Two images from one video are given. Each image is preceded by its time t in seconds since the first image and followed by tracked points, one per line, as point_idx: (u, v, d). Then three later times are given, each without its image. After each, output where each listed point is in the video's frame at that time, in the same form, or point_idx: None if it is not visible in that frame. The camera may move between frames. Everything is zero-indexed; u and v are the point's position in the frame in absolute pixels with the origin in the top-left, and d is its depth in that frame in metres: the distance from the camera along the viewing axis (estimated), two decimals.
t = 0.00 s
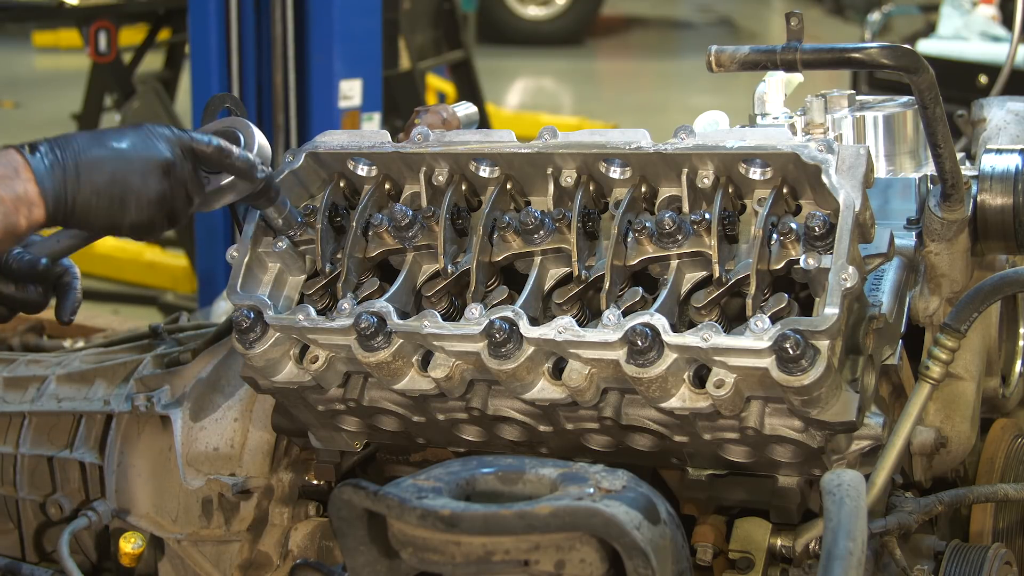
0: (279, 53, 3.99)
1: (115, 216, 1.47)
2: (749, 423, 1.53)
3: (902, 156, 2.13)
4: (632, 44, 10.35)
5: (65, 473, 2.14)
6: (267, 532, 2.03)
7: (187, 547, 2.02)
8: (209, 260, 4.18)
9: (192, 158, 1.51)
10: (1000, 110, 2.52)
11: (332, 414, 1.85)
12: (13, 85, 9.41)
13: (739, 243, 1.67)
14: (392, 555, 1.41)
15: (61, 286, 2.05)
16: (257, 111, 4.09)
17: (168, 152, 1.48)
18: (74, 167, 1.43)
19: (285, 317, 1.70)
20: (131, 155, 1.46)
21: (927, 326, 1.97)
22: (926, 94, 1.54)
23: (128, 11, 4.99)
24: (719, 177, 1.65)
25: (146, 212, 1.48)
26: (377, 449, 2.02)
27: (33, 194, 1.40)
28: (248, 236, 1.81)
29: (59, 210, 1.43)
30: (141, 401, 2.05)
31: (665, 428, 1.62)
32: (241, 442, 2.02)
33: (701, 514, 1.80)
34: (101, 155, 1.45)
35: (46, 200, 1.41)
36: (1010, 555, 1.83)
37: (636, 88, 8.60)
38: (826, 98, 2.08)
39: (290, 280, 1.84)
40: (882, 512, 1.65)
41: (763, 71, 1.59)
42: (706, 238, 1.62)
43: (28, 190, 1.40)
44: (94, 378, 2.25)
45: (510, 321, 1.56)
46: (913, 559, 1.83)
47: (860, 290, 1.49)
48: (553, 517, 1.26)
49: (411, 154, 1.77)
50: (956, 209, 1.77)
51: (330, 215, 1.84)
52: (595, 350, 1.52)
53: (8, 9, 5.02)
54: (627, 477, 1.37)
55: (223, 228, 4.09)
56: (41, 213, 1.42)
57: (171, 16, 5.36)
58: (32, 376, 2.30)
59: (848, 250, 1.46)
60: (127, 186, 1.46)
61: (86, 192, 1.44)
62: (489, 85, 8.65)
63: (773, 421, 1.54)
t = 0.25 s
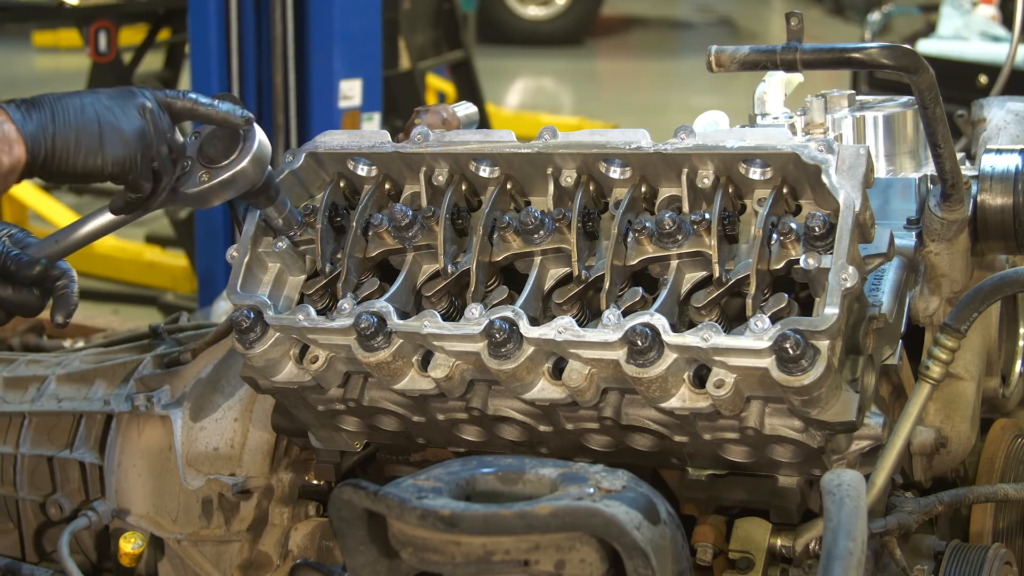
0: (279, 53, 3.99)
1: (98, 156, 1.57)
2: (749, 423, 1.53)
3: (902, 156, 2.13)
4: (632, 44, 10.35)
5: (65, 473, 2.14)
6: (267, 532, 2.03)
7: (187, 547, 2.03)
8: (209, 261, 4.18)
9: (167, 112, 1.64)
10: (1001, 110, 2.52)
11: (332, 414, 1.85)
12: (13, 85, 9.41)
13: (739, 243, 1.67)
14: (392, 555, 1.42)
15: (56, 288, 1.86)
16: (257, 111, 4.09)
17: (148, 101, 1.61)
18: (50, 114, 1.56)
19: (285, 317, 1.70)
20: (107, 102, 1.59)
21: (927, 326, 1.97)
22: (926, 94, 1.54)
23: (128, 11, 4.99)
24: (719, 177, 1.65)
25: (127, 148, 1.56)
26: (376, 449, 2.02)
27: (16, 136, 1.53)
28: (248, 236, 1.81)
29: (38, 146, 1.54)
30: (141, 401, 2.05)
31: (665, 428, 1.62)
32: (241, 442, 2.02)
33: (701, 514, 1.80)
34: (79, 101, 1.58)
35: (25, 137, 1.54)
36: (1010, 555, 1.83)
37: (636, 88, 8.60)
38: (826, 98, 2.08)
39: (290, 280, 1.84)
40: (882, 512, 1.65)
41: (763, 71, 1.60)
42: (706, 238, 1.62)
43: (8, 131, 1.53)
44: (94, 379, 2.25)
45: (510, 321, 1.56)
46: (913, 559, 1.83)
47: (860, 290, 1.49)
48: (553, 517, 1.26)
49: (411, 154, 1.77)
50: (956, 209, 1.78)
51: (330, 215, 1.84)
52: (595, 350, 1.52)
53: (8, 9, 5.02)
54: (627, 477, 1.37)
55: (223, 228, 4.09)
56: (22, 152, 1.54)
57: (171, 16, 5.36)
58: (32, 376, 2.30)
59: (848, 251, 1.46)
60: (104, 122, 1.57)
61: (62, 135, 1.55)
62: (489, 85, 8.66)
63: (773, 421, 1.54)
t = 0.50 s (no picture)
0: (279, 53, 3.99)
1: (104, 197, 1.54)
2: (749, 423, 1.53)
3: (902, 156, 2.13)
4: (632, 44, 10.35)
5: (65, 473, 2.14)
6: (267, 532, 2.03)
7: (187, 547, 2.02)
8: (208, 261, 4.18)
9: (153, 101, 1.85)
10: (1000, 110, 2.52)
11: (332, 414, 1.85)
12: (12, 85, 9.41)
13: (739, 243, 1.67)
14: (392, 555, 1.42)
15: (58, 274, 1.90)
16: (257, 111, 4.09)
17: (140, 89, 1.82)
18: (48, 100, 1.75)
19: (284, 317, 1.70)
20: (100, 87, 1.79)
21: (927, 326, 1.97)
22: (926, 94, 1.54)
23: (128, 11, 5.00)
24: (719, 177, 1.65)
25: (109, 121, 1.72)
26: (376, 449, 2.02)
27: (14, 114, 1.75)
28: (248, 236, 1.81)
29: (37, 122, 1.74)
30: (141, 400, 2.06)
31: (665, 427, 1.62)
32: (241, 442, 2.02)
33: (701, 514, 1.80)
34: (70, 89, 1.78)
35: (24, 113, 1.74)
36: (1010, 554, 1.83)
37: (636, 88, 8.60)
38: (826, 98, 2.08)
39: (290, 280, 1.84)
40: (882, 512, 1.65)
41: (763, 71, 1.60)
42: (706, 238, 1.62)
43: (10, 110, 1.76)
44: (94, 379, 2.25)
45: (510, 321, 1.56)
46: (913, 558, 1.83)
47: (860, 290, 1.49)
48: (553, 517, 1.26)
49: (411, 154, 1.77)
50: (956, 209, 1.78)
51: (330, 215, 1.83)
52: (595, 350, 1.52)
53: (8, 9, 5.02)
54: (627, 477, 1.37)
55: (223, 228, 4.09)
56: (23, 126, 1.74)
57: (171, 16, 5.37)
58: (32, 376, 2.30)
59: (848, 251, 1.46)
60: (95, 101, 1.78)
61: (53, 139, 1.43)
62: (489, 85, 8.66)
63: (773, 421, 1.54)
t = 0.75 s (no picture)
0: (279, 53, 3.99)
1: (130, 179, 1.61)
2: (749, 423, 1.53)
3: (902, 156, 2.13)
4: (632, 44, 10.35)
5: (65, 474, 2.14)
6: (267, 532, 2.03)
7: (187, 547, 2.02)
8: (208, 262, 4.18)
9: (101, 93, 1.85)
10: (1000, 110, 2.53)
11: (332, 414, 1.85)
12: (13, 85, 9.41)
13: (739, 243, 1.67)
14: (392, 555, 1.42)
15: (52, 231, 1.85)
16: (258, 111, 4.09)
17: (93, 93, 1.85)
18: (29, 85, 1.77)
19: (284, 317, 1.70)
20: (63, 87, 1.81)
21: (927, 326, 1.97)
22: (926, 94, 1.54)
23: (128, 11, 5.00)
24: (719, 177, 1.65)
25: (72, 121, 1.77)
26: (376, 449, 2.02)
27: None
28: (248, 236, 1.81)
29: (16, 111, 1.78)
30: (141, 401, 2.05)
31: (665, 428, 1.62)
32: (241, 441, 2.03)
33: (701, 514, 1.80)
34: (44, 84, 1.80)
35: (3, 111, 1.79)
36: (1010, 554, 1.83)
37: (636, 88, 8.60)
38: (826, 98, 2.09)
39: (290, 280, 1.84)
40: (882, 512, 1.65)
41: (763, 71, 1.60)
42: (706, 238, 1.62)
43: None
44: (94, 378, 2.25)
45: (510, 321, 1.56)
46: (913, 558, 1.83)
47: (860, 290, 1.49)
48: (553, 517, 1.26)
49: (411, 154, 1.77)
50: (956, 209, 1.78)
51: (330, 215, 1.84)
52: (595, 350, 1.52)
53: (8, 9, 5.02)
54: (627, 477, 1.37)
55: (223, 229, 4.09)
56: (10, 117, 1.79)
57: (171, 16, 5.37)
58: (32, 376, 2.30)
59: (848, 250, 1.46)
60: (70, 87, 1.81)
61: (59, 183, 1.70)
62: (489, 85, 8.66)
63: (773, 421, 1.54)
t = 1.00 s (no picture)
0: (279, 53, 3.99)
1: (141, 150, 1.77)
2: (749, 423, 1.53)
3: (902, 156, 2.13)
4: (632, 44, 10.35)
5: (65, 474, 2.14)
6: (267, 532, 2.04)
7: (187, 547, 2.02)
8: (208, 262, 4.18)
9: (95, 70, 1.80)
10: (1001, 110, 2.52)
11: (332, 414, 1.85)
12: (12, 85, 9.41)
13: (739, 243, 1.67)
14: (392, 555, 1.42)
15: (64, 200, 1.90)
16: (257, 111, 4.09)
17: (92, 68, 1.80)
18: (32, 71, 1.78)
19: (284, 317, 1.70)
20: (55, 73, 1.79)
21: (927, 325, 1.97)
22: (926, 94, 1.54)
23: (128, 11, 5.00)
24: (719, 177, 1.65)
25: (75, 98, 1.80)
26: (376, 449, 2.02)
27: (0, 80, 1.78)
28: (248, 236, 1.81)
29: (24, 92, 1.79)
30: (141, 401, 2.05)
31: (665, 428, 1.62)
32: (241, 441, 2.03)
33: (701, 514, 1.80)
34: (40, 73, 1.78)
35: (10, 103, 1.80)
36: (1010, 555, 1.82)
37: (636, 88, 8.60)
38: (826, 99, 2.08)
39: (290, 280, 1.84)
40: (882, 512, 1.65)
41: (763, 71, 1.60)
42: (706, 238, 1.62)
43: None
44: (94, 379, 2.25)
45: (510, 321, 1.56)
46: (913, 558, 1.83)
47: (860, 290, 1.49)
48: (553, 517, 1.26)
49: (411, 154, 1.77)
50: (956, 209, 1.77)
51: (330, 215, 1.84)
52: (595, 350, 1.52)
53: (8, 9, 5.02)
54: (626, 477, 1.37)
55: (223, 230, 4.09)
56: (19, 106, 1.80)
57: (171, 16, 5.37)
58: (32, 376, 2.30)
59: (848, 250, 1.46)
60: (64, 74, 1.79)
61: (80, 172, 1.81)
62: (489, 85, 8.66)
63: (773, 421, 1.54)
